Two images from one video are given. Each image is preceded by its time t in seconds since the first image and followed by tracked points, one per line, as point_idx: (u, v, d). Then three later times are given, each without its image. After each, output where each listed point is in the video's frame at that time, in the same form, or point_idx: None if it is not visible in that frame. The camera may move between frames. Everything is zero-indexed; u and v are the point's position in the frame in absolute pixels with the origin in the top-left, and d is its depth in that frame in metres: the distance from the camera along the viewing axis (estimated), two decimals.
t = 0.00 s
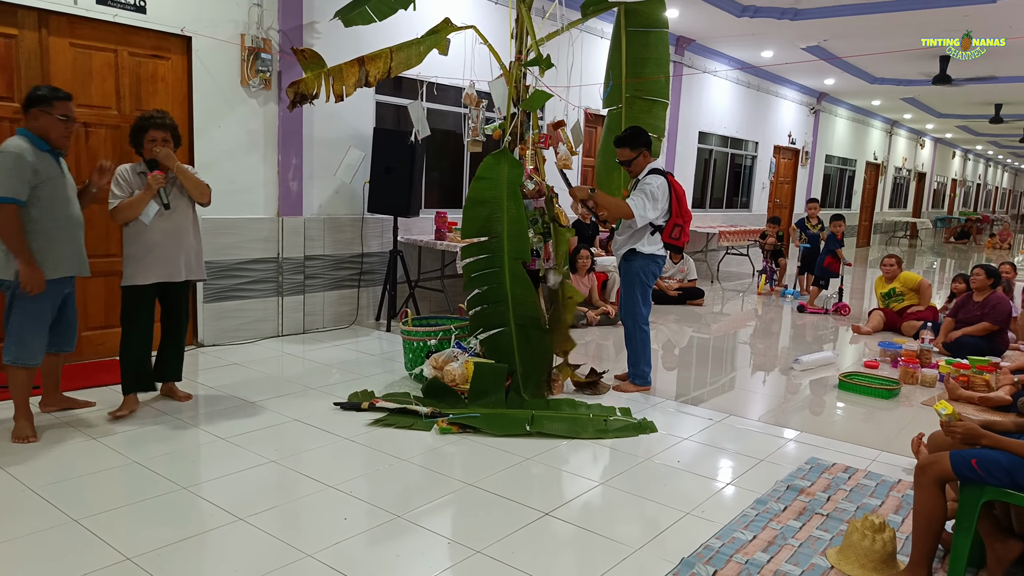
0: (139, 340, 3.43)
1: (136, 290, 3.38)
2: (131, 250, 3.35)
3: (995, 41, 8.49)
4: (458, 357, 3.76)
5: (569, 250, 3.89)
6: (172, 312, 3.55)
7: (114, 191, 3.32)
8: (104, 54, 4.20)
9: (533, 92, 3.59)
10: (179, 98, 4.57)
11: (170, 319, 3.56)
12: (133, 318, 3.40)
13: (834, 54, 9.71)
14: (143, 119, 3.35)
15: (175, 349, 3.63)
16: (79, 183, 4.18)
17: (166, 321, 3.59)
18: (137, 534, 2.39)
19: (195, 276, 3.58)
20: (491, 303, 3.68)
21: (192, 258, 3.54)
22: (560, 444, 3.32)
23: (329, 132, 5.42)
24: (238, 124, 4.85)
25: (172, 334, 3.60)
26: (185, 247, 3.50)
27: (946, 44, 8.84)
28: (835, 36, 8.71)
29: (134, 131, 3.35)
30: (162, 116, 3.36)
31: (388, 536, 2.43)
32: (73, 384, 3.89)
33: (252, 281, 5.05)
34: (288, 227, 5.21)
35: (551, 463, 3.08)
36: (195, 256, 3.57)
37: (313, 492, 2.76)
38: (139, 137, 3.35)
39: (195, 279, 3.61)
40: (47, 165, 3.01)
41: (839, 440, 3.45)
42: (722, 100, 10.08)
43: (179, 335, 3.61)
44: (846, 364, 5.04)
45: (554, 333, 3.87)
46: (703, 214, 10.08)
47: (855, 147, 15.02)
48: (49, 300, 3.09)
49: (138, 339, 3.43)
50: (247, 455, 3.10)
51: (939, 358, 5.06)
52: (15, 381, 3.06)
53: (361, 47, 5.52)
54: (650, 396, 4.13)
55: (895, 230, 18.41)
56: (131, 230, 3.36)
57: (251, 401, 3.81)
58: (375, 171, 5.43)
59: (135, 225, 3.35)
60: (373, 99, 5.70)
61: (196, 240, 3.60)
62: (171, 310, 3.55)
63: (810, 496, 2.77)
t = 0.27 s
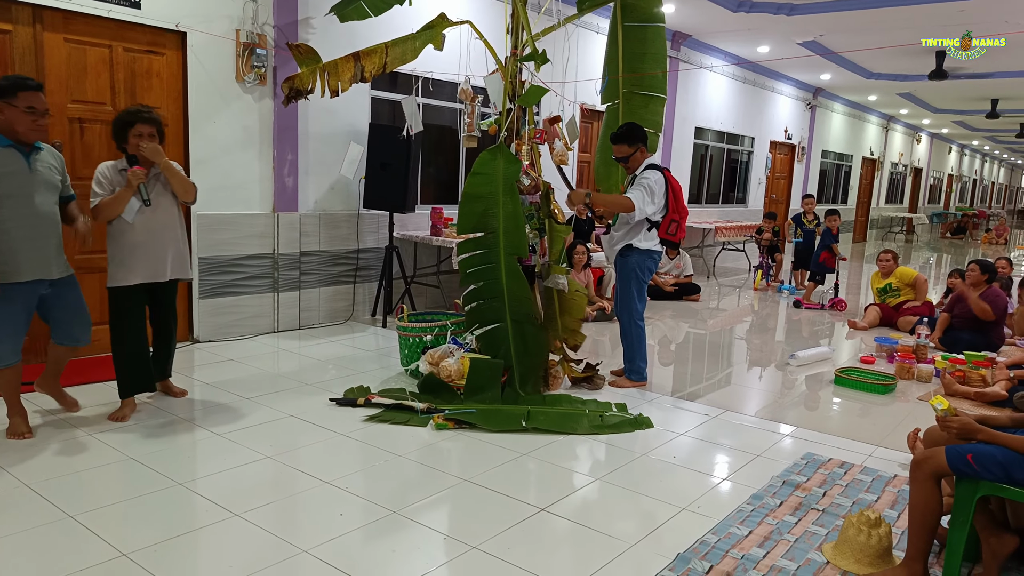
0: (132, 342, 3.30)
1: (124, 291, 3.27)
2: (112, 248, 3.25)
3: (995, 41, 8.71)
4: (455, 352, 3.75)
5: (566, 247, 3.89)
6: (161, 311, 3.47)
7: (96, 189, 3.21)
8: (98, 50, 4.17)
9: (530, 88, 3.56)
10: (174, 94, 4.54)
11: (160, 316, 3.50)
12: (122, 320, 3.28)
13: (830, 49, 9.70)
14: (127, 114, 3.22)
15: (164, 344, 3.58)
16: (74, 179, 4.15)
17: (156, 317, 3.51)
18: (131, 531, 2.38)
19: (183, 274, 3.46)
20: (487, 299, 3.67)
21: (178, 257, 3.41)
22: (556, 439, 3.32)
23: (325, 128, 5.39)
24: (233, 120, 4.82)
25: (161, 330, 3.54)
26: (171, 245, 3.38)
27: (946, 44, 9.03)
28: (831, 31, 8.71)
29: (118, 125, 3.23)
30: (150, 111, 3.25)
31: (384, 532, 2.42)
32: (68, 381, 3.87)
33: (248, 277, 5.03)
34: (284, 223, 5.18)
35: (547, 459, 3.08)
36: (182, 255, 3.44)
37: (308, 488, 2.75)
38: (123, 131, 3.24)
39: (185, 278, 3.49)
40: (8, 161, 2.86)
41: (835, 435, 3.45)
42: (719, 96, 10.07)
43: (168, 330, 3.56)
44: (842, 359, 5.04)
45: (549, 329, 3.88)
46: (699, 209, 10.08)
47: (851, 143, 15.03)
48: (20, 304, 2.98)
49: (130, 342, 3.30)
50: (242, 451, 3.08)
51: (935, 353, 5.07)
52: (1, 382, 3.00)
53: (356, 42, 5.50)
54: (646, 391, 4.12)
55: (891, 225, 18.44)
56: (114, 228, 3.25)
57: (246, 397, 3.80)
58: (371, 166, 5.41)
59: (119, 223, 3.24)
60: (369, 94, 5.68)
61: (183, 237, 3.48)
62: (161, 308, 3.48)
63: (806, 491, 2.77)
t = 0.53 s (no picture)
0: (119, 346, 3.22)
1: (111, 292, 3.17)
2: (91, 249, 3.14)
3: (996, 41, 8.92)
4: (452, 349, 3.75)
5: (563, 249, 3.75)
6: (151, 313, 3.35)
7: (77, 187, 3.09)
8: (97, 49, 4.15)
9: (527, 84, 3.54)
10: (173, 92, 4.52)
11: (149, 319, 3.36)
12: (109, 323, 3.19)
13: (827, 46, 9.69)
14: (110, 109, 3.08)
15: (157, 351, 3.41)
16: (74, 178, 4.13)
17: (145, 319, 3.38)
18: (129, 530, 2.36)
19: (167, 276, 3.34)
20: (484, 296, 3.66)
21: (161, 258, 3.29)
22: (554, 437, 3.30)
23: (322, 125, 5.37)
24: (231, 118, 4.80)
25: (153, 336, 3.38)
26: (153, 246, 3.27)
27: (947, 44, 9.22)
28: (829, 28, 8.70)
29: (101, 121, 3.09)
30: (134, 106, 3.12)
31: (384, 529, 2.41)
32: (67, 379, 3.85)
33: (246, 274, 5.01)
34: (281, 220, 5.16)
35: (546, 456, 3.07)
36: (166, 256, 3.33)
37: (306, 486, 2.73)
38: (107, 127, 3.10)
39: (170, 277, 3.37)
40: None
41: (834, 432, 3.45)
42: (716, 93, 10.05)
43: (162, 337, 3.41)
44: (840, 356, 5.04)
45: (547, 326, 3.86)
46: (697, 206, 10.07)
47: (849, 139, 15.02)
48: None
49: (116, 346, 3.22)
50: (240, 449, 3.07)
51: (933, 349, 5.06)
52: None
53: (354, 40, 5.47)
54: (644, 388, 4.12)
55: (889, 221, 18.45)
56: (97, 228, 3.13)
57: (245, 395, 3.78)
58: (368, 164, 5.39)
59: (101, 223, 3.13)
60: (367, 92, 5.65)
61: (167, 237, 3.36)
62: (150, 310, 3.35)
63: (805, 488, 2.76)
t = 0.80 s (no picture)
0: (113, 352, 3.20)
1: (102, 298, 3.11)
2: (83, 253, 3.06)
3: (996, 40, 8.92)
4: (451, 350, 3.74)
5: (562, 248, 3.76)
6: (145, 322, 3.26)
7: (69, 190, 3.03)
8: (98, 51, 4.13)
9: (526, 84, 3.54)
10: (173, 94, 4.51)
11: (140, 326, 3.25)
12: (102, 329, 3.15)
13: (826, 45, 9.69)
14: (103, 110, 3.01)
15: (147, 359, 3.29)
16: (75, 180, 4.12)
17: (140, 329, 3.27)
18: (129, 531, 2.35)
19: (159, 281, 3.23)
20: (483, 295, 3.65)
21: (154, 263, 3.19)
22: (553, 437, 3.30)
23: (321, 126, 5.36)
24: (231, 119, 4.79)
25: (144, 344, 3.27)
26: (145, 249, 3.17)
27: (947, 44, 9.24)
28: (828, 27, 8.70)
29: (94, 121, 3.02)
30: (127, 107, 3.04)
31: (384, 530, 2.40)
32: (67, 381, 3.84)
33: (245, 275, 5.00)
34: (281, 221, 5.15)
35: (545, 456, 3.06)
36: (160, 260, 3.22)
37: (306, 487, 2.73)
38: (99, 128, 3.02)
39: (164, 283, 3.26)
40: None
41: (834, 432, 3.44)
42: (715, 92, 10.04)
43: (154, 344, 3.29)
44: (840, 355, 5.03)
45: (545, 326, 3.85)
46: (697, 205, 10.06)
47: (848, 138, 15.02)
48: None
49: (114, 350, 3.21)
50: (240, 450, 3.06)
51: (934, 348, 5.06)
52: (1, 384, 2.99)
53: (353, 41, 5.46)
54: (644, 387, 4.11)
55: (888, 220, 18.46)
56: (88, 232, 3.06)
57: (244, 395, 3.77)
58: (367, 164, 5.38)
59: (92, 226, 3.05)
60: (366, 93, 5.64)
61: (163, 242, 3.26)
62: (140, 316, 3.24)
63: (806, 488, 2.75)
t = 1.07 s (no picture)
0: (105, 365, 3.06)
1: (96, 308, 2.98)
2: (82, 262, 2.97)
3: (995, 41, 8.96)
4: (452, 352, 3.72)
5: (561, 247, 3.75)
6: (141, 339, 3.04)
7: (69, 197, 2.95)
8: (100, 56, 4.14)
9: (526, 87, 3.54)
10: (174, 99, 4.51)
11: (133, 335, 3.04)
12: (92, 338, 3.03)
13: (825, 46, 9.69)
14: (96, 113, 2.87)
15: (146, 373, 3.07)
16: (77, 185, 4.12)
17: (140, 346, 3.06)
18: (130, 534, 2.35)
19: (153, 293, 3.03)
20: (484, 298, 3.64)
21: (151, 275, 3.01)
22: (554, 440, 3.29)
23: (322, 129, 5.36)
24: (232, 124, 4.79)
25: (137, 355, 3.05)
26: (139, 258, 2.99)
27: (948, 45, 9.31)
28: (827, 29, 8.70)
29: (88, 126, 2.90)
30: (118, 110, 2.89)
31: (385, 534, 2.39)
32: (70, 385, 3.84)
33: (247, 278, 5.00)
34: (282, 224, 5.15)
35: (547, 459, 3.05)
36: (157, 272, 3.03)
37: (307, 490, 2.72)
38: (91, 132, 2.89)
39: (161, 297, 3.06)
40: None
41: (837, 434, 3.43)
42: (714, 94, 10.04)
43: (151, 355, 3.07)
44: (842, 356, 5.02)
45: (546, 327, 3.84)
46: (697, 207, 10.05)
47: (848, 139, 15.02)
48: None
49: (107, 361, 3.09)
50: (242, 453, 3.05)
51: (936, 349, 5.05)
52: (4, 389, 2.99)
53: (353, 45, 5.46)
54: (645, 390, 4.10)
55: (889, 221, 18.45)
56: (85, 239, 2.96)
57: (246, 399, 3.77)
58: (368, 167, 5.38)
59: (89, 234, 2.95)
60: (366, 96, 5.64)
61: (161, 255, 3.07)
62: (134, 326, 3.04)
63: (809, 490, 2.74)
